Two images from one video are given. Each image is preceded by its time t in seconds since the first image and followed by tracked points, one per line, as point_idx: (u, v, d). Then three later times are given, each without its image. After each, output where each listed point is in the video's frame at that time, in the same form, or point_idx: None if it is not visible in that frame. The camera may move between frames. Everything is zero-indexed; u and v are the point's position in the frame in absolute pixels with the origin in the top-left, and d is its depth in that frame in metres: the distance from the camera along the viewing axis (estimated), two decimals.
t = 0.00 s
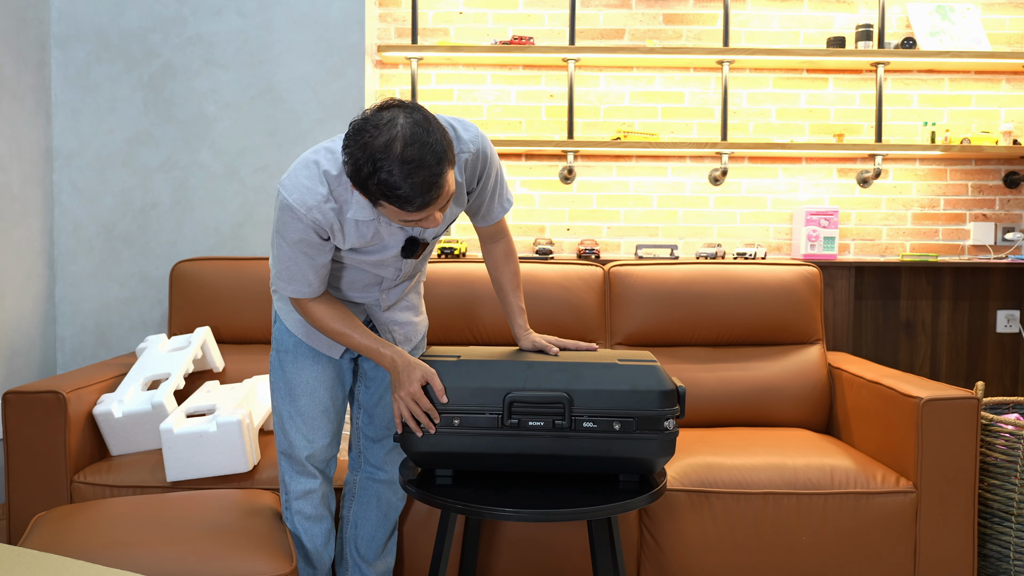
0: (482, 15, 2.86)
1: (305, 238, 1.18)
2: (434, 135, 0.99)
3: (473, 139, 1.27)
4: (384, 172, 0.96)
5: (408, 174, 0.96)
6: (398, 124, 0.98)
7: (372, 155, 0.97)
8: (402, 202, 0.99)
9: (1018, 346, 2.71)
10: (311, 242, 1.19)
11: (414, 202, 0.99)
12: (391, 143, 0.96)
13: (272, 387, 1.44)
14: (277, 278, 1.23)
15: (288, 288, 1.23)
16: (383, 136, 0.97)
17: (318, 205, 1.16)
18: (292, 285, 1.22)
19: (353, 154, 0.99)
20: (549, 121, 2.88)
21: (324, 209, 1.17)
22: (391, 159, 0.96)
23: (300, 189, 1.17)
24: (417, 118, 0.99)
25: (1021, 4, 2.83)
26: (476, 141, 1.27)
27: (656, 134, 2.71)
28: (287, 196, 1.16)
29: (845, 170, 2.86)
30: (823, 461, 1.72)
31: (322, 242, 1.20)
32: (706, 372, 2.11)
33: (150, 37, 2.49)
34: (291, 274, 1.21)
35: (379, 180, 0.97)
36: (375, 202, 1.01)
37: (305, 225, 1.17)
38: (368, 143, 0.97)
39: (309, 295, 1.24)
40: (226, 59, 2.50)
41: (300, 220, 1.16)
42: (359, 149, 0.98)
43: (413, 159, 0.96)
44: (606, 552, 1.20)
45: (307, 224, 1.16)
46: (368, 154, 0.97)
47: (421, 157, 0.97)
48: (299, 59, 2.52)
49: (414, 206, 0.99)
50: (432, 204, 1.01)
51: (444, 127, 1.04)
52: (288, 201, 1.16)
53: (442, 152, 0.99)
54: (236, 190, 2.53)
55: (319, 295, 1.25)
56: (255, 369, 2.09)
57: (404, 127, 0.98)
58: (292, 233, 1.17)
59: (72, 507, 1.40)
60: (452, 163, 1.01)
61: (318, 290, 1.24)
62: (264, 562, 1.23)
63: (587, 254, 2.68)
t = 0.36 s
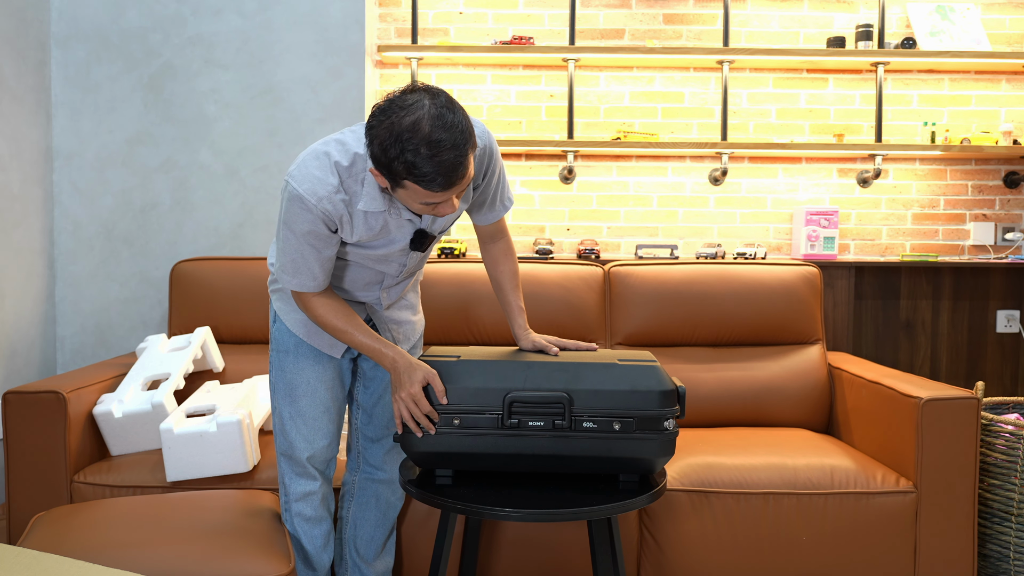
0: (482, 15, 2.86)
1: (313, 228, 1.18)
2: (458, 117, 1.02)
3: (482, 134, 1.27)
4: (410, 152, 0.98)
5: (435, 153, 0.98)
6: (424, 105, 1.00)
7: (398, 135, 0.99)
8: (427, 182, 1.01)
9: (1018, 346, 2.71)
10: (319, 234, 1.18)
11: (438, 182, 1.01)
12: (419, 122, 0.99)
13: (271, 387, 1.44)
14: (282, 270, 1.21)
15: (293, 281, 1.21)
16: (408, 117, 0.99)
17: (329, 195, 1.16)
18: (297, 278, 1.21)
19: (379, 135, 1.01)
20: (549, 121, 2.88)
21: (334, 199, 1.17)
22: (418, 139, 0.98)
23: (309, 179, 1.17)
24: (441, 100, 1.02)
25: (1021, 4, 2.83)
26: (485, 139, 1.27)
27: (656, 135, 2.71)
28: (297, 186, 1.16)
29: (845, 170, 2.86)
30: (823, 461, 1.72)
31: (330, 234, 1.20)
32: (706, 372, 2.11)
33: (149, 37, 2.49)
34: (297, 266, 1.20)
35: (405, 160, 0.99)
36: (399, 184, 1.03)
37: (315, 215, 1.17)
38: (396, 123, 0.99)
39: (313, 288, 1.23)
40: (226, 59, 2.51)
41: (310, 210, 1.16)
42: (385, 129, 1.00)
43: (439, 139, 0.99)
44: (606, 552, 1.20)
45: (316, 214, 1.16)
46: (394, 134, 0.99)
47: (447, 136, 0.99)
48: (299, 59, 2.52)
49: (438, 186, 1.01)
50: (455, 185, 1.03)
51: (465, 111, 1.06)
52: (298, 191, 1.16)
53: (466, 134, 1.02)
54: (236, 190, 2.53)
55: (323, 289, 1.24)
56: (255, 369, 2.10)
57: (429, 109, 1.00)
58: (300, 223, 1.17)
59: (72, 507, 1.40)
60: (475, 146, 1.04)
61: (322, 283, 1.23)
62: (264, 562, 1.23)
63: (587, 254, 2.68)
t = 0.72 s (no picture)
0: (482, 15, 2.86)
1: (322, 221, 1.17)
2: (476, 102, 1.05)
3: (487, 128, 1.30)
4: (429, 133, 1.01)
5: (452, 135, 1.01)
6: (443, 90, 1.03)
7: (417, 117, 1.01)
8: (443, 164, 1.03)
9: (1018, 346, 2.71)
10: (328, 227, 1.18)
11: (455, 164, 1.03)
12: (437, 106, 1.01)
13: (274, 387, 1.43)
14: (288, 264, 1.20)
15: (300, 275, 1.20)
16: (428, 100, 1.02)
17: (339, 187, 1.17)
18: (303, 272, 1.20)
19: (398, 118, 1.04)
20: (549, 121, 2.88)
21: (344, 191, 1.17)
22: (437, 121, 1.01)
23: (319, 171, 1.17)
24: (460, 85, 1.04)
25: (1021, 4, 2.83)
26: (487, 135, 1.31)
27: (656, 134, 2.71)
28: (307, 178, 1.16)
29: (845, 170, 2.85)
30: (823, 461, 1.72)
31: (339, 227, 1.20)
32: (706, 372, 2.11)
33: (149, 37, 2.49)
34: (303, 261, 1.19)
35: (424, 141, 1.01)
36: (415, 166, 1.05)
37: (325, 208, 1.16)
38: (415, 106, 1.02)
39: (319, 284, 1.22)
40: (226, 59, 2.51)
41: (321, 202, 1.16)
42: (404, 111, 1.03)
43: (457, 122, 1.01)
44: (606, 553, 1.20)
45: (327, 207, 1.16)
46: (413, 116, 1.02)
47: (465, 119, 1.02)
48: (299, 59, 2.52)
49: (454, 168, 1.03)
50: (471, 169, 1.05)
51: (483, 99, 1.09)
52: (308, 182, 1.16)
53: (484, 119, 1.04)
54: (236, 191, 2.53)
55: (328, 285, 1.23)
56: (255, 369, 2.10)
57: (448, 93, 1.03)
58: (310, 216, 1.17)
59: (71, 507, 1.40)
60: (492, 131, 1.06)
61: (328, 278, 1.23)
62: (264, 563, 1.23)
63: (587, 254, 2.68)
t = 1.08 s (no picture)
0: (482, 15, 2.85)
1: (334, 218, 1.18)
2: (480, 87, 1.05)
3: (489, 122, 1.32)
4: (431, 115, 1.01)
5: (454, 117, 1.01)
6: (447, 74, 1.03)
7: (419, 99, 1.02)
8: (444, 146, 1.03)
9: (1018, 346, 2.71)
10: (340, 223, 1.19)
11: (455, 146, 1.03)
12: (439, 88, 1.02)
13: (279, 386, 1.42)
14: (304, 265, 1.20)
15: (315, 273, 1.20)
16: (430, 83, 1.02)
17: (348, 183, 1.17)
18: (321, 270, 1.20)
19: (401, 100, 1.04)
20: (549, 121, 2.88)
21: (354, 187, 1.18)
22: (440, 103, 1.01)
23: (327, 168, 1.17)
24: (465, 71, 1.05)
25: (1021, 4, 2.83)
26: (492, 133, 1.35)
27: (656, 135, 2.71)
28: (316, 176, 1.16)
29: (845, 170, 2.86)
30: (823, 461, 1.72)
31: (350, 222, 1.20)
32: (706, 372, 2.11)
33: (149, 37, 2.49)
34: (319, 258, 1.19)
35: (426, 123, 1.02)
36: (416, 148, 1.05)
37: (336, 204, 1.17)
38: (418, 89, 1.03)
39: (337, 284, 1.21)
40: (226, 59, 2.51)
41: (331, 198, 1.16)
42: (407, 94, 1.03)
43: (459, 103, 1.01)
44: (606, 552, 1.20)
45: (338, 203, 1.17)
46: (416, 99, 1.02)
47: (468, 103, 1.02)
48: (299, 59, 2.52)
49: (455, 151, 1.03)
50: (473, 153, 1.05)
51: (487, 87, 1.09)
52: (317, 180, 1.16)
53: (487, 104, 1.04)
54: (236, 190, 2.53)
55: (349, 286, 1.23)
56: (255, 369, 2.10)
57: (452, 77, 1.03)
58: (321, 213, 1.17)
59: (71, 507, 1.40)
60: (495, 118, 1.06)
61: (348, 277, 1.22)
62: (264, 562, 1.23)
63: (587, 254, 2.68)
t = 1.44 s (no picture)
0: (482, 15, 2.86)
1: (342, 194, 1.20)
2: (477, 52, 1.06)
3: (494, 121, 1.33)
4: (423, 69, 1.02)
5: (446, 70, 1.02)
6: (444, 36, 1.05)
7: (413, 58, 1.04)
8: (433, 101, 1.02)
9: (1018, 346, 2.71)
10: (346, 202, 1.21)
11: (445, 102, 1.02)
12: (434, 47, 1.03)
13: (284, 383, 1.42)
14: (324, 244, 1.23)
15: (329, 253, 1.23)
16: (425, 42, 1.04)
17: (355, 159, 1.20)
18: (336, 251, 1.22)
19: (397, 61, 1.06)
20: (549, 121, 2.87)
21: (357, 164, 1.20)
22: (433, 60, 1.02)
23: (333, 146, 1.20)
24: (464, 38, 1.07)
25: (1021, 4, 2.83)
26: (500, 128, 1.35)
27: (656, 134, 2.71)
28: (322, 153, 1.19)
29: (845, 170, 2.85)
30: (823, 461, 1.72)
31: (356, 201, 1.21)
32: (706, 372, 2.11)
33: (150, 37, 2.49)
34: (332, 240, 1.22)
35: (418, 79, 1.03)
36: (409, 108, 1.06)
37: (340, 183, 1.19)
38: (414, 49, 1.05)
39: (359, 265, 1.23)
40: (226, 60, 2.51)
41: (338, 174, 1.19)
42: (403, 55, 1.05)
43: (450, 60, 1.02)
44: (606, 552, 1.21)
45: (344, 179, 1.19)
46: (410, 57, 1.04)
47: (461, 61, 1.03)
48: (299, 59, 2.52)
49: (446, 106, 1.02)
50: (465, 112, 1.04)
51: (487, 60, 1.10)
52: (323, 157, 1.19)
53: (483, 67, 1.05)
54: (236, 190, 2.53)
55: (373, 264, 1.25)
56: (255, 369, 2.10)
57: (448, 40, 1.05)
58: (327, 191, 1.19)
59: (72, 507, 1.40)
60: (491, 84, 1.06)
61: (370, 257, 1.24)
62: (265, 562, 1.23)
63: (587, 254, 2.68)
